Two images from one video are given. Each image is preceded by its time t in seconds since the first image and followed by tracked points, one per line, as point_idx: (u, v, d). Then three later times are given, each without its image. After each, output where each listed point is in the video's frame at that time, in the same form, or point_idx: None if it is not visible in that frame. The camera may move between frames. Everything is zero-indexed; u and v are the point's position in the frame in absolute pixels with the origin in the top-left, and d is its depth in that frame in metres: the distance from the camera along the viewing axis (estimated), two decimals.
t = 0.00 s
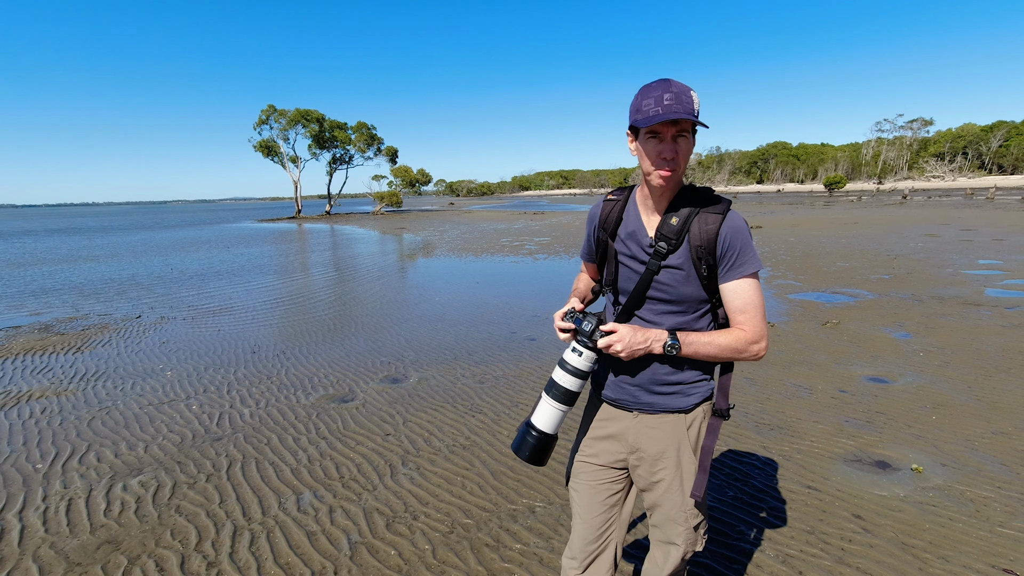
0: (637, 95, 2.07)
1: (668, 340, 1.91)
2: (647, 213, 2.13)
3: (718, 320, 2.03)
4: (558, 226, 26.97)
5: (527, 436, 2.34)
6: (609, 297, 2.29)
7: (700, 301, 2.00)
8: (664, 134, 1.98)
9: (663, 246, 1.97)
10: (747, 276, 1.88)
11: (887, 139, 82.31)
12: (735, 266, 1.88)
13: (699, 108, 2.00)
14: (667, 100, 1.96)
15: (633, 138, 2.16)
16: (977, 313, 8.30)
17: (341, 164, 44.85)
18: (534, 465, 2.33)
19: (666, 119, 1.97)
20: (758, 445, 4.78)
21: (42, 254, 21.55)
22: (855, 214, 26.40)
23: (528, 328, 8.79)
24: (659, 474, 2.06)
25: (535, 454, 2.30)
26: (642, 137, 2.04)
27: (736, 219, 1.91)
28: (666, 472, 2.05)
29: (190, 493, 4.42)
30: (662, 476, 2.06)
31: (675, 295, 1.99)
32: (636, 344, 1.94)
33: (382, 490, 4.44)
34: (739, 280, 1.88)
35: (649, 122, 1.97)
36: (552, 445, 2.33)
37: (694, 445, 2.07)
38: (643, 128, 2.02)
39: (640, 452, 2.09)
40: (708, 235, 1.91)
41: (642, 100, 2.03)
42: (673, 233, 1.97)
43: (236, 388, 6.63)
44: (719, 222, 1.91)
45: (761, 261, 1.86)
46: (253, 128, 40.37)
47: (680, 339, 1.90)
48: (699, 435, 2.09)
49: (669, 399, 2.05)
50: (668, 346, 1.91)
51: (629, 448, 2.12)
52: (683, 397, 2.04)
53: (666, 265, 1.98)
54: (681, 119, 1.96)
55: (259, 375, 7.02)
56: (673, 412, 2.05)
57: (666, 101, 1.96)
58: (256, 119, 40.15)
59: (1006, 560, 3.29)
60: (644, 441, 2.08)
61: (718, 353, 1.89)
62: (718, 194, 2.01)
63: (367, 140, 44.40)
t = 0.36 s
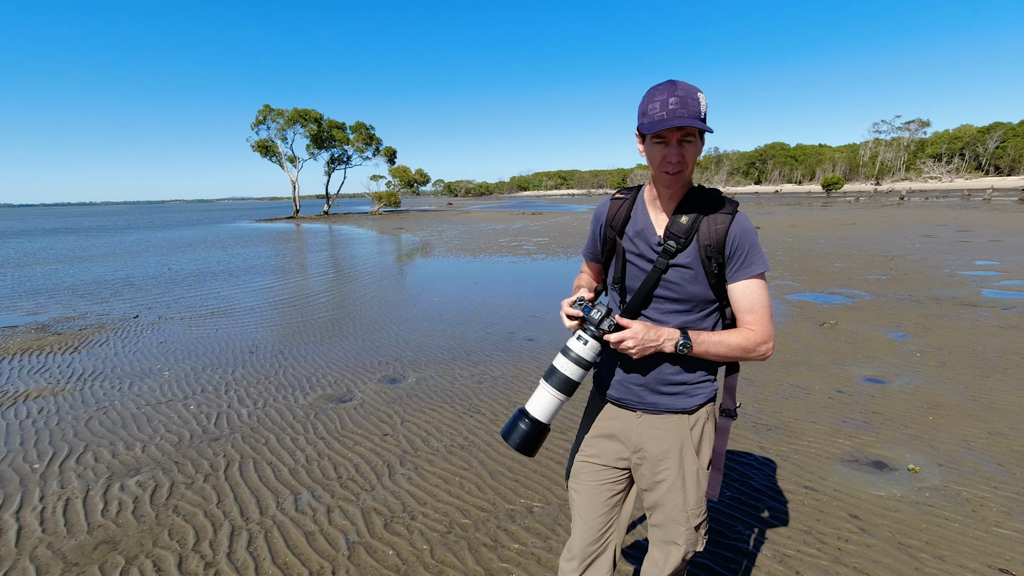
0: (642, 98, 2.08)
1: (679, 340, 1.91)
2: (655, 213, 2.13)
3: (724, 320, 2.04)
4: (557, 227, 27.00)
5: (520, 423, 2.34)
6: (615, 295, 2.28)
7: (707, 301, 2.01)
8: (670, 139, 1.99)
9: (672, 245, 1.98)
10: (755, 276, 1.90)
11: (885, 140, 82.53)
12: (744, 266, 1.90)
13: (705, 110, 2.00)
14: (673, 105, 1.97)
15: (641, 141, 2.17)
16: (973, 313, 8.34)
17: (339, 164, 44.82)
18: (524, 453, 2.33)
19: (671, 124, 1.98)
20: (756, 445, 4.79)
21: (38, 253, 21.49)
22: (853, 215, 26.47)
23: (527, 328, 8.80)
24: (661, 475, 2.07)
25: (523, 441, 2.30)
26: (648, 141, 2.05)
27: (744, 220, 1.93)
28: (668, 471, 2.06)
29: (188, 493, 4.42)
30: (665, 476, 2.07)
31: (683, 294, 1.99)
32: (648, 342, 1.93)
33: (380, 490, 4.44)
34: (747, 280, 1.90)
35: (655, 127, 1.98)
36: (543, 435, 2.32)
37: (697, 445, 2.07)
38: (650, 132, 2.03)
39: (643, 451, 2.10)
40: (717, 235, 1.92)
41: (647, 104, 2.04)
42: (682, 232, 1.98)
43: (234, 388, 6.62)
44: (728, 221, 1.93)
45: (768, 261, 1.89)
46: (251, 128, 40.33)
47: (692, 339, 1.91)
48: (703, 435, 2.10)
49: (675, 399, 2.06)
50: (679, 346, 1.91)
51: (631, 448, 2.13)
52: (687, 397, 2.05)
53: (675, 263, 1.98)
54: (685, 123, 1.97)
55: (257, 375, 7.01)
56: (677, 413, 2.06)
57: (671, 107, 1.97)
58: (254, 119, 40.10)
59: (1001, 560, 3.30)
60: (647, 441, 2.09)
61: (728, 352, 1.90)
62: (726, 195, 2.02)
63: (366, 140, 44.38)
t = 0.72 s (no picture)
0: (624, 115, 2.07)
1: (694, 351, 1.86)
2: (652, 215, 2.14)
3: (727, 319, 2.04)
4: (555, 227, 27.05)
5: (546, 397, 1.93)
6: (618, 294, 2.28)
7: (708, 300, 2.01)
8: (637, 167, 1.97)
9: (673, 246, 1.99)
10: (757, 274, 1.91)
11: (882, 141, 82.79)
12: (745, 264, 1.90)
13: (676, 128, 1.89)
14: (636, 136, 1.94)
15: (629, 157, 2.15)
16: (970, 314, 8.37)
17: (337, 165, 44.80)
18: (548, 436, 1.89)
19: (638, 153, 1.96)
20: (753, 446, 4.81)
21: (35, 253, 21.49)
22: (850, 215, 26.54)
23: (525, 328, 8.82)
24: (660, 475, 2.08)
25: (553, 417, 1.89)
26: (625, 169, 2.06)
27: (744, 219, 1.93)
28: (666, 471, 2.06)
29: (185, 494, 4.42)
30: (664, 475, 2.07)
31: (685, 293, 1.99)
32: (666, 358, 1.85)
33: (378, 490, 4.44)
34: (750, 278, 1.91)
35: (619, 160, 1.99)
36: (572, 412, 1.93)
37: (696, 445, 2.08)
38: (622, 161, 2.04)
39: (643, 451, 2.11)
40: (717, 234, 1.92)
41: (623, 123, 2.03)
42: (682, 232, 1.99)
43: (232, 388, 6.62)
44: (727, 220, 1.92)
45: (767, 259, 1.89)
46: (249, 128, 40.30)
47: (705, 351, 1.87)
48: (702, 435, 2.11)
49: (677, 400, 2.06)
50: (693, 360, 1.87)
51: (631, 448, 2.14)
52: (688, 398, 2.06)
53: (677, 263, 1.99)
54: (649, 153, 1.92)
55: (255, 375, 7.01)
56: (677, 413, 2.07)
57: (634, 137, 1.94)
58: (252, 119, 40.10)
59: (997, 560, 3.32)
60: (648, 440, 2.09)
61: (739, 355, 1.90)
62: (723, 194, 2.01)
63: (364, 141, 44.37)
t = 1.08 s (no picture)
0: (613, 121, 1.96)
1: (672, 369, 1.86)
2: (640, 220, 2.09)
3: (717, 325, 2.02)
4: (554, 228, 27.07)
5: (592, 441, 1.79)
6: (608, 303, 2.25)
7: (699, 306, 2.00)
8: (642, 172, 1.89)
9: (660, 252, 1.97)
10: (743, 278, 1.89)
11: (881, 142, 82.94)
12: (733, 268, 1.89)
13: (679, 128, 1.85)
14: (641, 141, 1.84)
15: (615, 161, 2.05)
16: (969, 314, 8.38)
17: (336, 165, 44.79)
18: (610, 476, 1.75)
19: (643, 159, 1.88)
20: (752, 446, 4.81)
21: (35, 253, 21.50)
22: (849, 216, 26.57)
23: (524, 328, 8.82)
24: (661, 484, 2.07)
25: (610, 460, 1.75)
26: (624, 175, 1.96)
27: (732, 222, 1.91)
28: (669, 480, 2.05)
29: (184, 494, 4.41)
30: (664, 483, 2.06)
31: (675, 300, 1.99)
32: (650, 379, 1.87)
33: (377, 490, 4.43)
34: (736, 282, 1.89)
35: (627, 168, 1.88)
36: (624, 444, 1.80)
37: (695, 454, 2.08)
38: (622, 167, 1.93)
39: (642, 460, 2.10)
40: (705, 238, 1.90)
41: (619, 128, 1.92)
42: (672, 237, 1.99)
43: (231, 388, 6.61)
44: (717, 223, 1.91)
45: (757, 264, 1.87)
46: (248, 128, 40.29)
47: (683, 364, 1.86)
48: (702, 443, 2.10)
49: (672, 410, 2.02)
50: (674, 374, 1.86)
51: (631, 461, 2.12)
52: (684, 407, 2.02)
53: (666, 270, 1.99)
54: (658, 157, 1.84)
55: (254, 376, 7.01)
56: (674, 422, 2.03)
57: (640, 142, 1.84)
58: (251, 119, 40.11)
59: (997, 560, 3.32)
60: (649, 448, 2.08)
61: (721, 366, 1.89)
62: (711, 195, 1.99)
63: (363, 141, 44.36)
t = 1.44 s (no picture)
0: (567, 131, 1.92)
1: (668, 381, 1.73)
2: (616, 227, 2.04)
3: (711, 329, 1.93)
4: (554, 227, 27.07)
5: (568, 455, 1.67)
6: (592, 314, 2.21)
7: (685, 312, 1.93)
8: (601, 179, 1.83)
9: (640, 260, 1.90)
10: (731, 278, 1.78)
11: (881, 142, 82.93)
12: (719, 270, 1.78)
13: (634, 129, 1.78)
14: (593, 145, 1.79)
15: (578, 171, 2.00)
16: (970, 313, 8.37)
17: (337, 164, 44.78)
18: (585, 495, 1.63)
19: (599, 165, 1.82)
20: (753, 446, 4.79)
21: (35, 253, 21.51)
22: (850, 215, 26.58)
23: (524, 328, 8.80)
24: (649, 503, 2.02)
25: (586, 477, 1.63)
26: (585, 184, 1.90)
27: (712, 220, 1.82)
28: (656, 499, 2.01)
29: (184, 494, 4.40)
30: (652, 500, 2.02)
31: (662, 309, 1.92)
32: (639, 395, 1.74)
33: (377, 490, 4.42)
34: (724, 283, 1.78)
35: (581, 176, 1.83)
36: (602, 462, 1.69)
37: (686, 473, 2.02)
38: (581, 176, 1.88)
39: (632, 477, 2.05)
40: (685, 240, 1.82)
41: (571, 137, 1.87)
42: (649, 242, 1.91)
43: (231, 388, 6.59)
44: (694, 223, 1.82)
45: (744, 261, 1.76)
46: (248, 128, 40.30)
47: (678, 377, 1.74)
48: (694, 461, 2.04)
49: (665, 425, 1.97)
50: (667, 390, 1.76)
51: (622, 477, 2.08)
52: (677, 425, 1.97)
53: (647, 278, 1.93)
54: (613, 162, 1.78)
55: (255, 376, 6.99)
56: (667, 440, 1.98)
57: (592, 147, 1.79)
58: (251, 119, 40.11)
59: (999, 560, 3.31)
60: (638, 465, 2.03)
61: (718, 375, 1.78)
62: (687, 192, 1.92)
63: (363, 140, 44.36)
